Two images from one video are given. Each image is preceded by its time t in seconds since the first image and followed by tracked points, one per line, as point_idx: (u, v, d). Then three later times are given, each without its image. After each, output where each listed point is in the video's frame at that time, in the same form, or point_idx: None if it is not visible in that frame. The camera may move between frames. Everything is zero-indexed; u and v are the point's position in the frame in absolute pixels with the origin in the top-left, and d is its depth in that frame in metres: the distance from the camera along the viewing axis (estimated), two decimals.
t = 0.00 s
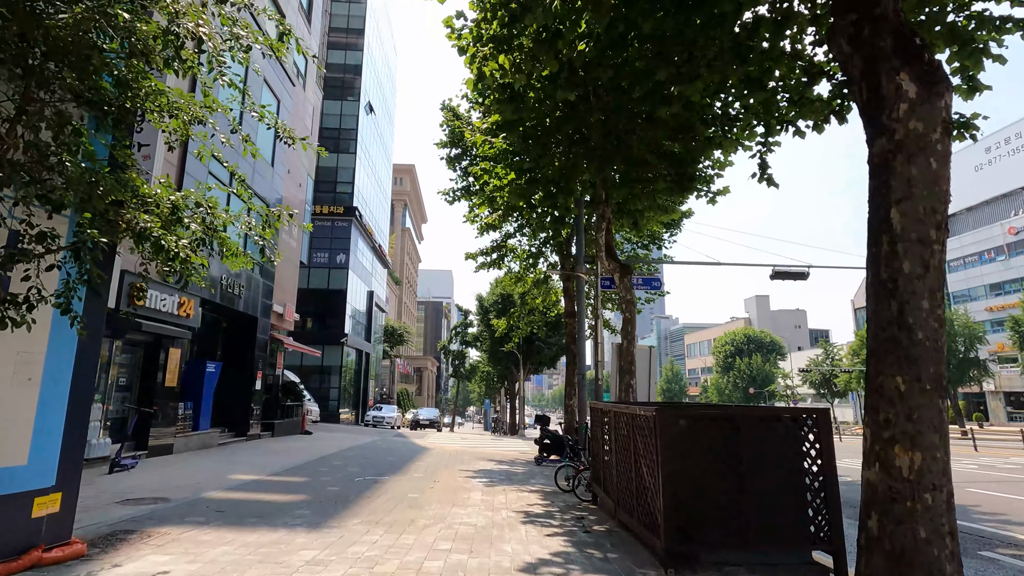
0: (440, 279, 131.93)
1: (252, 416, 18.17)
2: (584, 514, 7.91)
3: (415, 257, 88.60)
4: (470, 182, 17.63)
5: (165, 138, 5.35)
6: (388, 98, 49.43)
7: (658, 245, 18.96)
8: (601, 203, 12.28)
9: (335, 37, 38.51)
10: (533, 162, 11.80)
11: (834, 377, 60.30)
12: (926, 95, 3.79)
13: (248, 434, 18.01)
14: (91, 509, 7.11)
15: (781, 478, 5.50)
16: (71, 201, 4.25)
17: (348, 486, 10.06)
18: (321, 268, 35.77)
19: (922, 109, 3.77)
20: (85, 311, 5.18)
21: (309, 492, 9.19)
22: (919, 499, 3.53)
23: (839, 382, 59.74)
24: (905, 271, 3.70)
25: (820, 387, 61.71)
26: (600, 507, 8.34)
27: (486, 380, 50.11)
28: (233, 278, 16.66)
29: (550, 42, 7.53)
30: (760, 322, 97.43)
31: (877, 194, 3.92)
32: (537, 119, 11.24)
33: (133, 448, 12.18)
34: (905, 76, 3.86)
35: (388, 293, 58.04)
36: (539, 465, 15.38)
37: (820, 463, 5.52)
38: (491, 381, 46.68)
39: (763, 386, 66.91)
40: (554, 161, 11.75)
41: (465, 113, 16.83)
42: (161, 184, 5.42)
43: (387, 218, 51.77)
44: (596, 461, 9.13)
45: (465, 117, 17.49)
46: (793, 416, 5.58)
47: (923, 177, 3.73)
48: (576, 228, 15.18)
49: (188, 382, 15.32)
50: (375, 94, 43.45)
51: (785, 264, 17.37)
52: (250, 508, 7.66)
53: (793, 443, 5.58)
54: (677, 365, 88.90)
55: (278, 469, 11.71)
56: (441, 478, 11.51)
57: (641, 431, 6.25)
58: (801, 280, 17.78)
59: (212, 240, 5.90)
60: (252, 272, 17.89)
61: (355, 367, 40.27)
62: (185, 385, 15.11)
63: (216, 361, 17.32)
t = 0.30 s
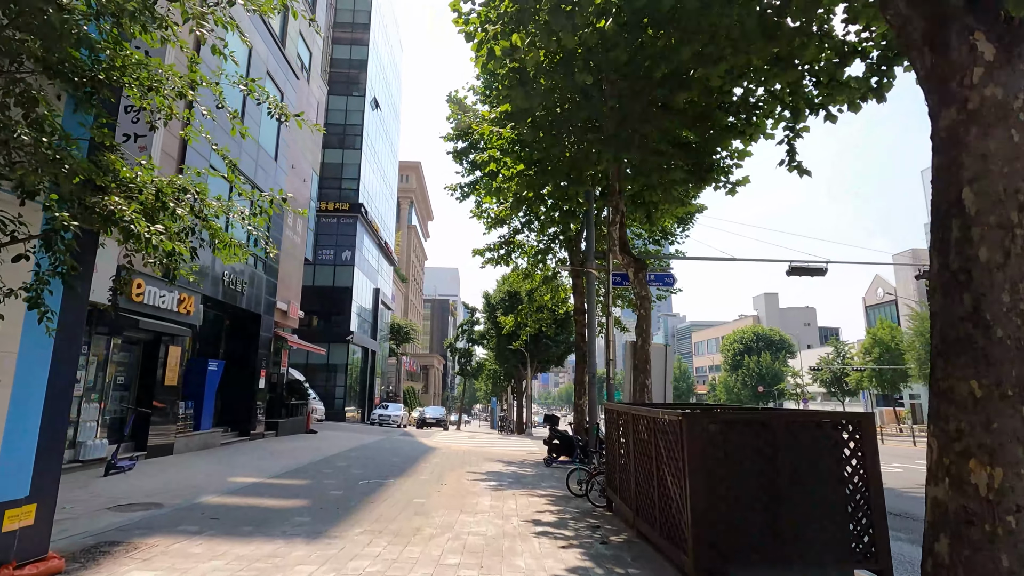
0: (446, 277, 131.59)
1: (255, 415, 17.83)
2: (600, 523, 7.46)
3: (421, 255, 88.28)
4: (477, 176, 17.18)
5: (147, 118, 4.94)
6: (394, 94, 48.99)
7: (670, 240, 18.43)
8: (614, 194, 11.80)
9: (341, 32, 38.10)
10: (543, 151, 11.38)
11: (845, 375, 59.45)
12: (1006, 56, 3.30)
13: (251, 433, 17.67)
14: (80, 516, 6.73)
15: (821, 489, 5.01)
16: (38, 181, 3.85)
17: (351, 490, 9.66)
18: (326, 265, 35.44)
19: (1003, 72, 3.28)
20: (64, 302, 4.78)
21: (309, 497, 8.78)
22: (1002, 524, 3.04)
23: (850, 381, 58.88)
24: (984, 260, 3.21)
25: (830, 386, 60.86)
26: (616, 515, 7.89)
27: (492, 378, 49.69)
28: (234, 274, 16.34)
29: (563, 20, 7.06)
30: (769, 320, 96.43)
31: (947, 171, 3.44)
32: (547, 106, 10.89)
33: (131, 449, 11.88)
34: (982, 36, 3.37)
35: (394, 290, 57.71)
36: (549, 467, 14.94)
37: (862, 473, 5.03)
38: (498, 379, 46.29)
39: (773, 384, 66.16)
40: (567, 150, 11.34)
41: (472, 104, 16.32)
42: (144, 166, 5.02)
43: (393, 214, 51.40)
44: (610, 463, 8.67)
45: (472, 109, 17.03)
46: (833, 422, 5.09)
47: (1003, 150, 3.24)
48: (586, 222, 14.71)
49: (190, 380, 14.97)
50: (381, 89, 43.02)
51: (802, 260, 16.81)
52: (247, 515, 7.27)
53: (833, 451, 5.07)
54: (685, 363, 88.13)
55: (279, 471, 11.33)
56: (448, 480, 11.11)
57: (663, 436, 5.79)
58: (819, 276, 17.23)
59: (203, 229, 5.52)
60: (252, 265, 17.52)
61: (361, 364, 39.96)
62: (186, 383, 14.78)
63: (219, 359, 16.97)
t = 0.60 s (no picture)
0: (450, 274, 131.31)
1: (254, 411, 17.48)
2: (612, 525, 7.02)
3: (424, 252, 87.90)
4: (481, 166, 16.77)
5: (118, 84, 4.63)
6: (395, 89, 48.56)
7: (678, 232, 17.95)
8: (624, 180, 11.35)
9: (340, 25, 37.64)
10: (550, 136, 11.03)
11: (853, 372, 58.73)
12: None
13: (250, 431, 17.31)
14: (60, 518, 6.33)
15: (860, 491, 4.56)
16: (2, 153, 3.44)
17: (351, 489, 9.26)
18: (328, 261, 35.07)
19: None
20: (31, 274, 4.45)
21: (306, 497, 8.40)
22: None
23: (858, 377, 58.15)
24: None
25: (837, 383, 60.16)
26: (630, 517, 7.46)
27: (496, 375, 49.26)
28: (232, 269, 16.02)
29: None
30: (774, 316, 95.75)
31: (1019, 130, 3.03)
32: (554, 92, 10.66)
33: (124, 447, 11.48)
34: None
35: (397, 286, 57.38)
36: (555, 465, 14.53)
37: (905, 474, 4.57)
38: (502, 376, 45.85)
39: (778, 381, 65.54)
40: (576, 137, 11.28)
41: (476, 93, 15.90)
42: (114, 135, 4.63)
43: (396, 210, 51.03)
44: (622, 462, 8.24)
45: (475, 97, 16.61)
46: (871, 417, 4.67)
47: None
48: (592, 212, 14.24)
49: (188, 376, 14.54)
50: (382, 83, 42.59)
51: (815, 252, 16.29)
52: (237, 517, 6.84)
53: (873, 450, 4.62)
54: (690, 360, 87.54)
55: (277, 470, 10.96)
56: (452, 479, 10.69)
57: (682, 432, 5.38)
58: (832, 268, 16.72)
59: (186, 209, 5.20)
60: (250, 258, 17.18)
61: (364, 362, 39.60)
62: (183, 379, 14.37)
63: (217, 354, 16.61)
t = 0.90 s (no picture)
0: (452, 272, 130.91)
1: (251, 413, 17.06)
2: (626, 535, 6.60)
3: (427, 251, 87.62)
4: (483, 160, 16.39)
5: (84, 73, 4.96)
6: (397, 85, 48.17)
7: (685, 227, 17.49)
8: (632, 171, 10.88)
9: (340, 21, 37.24)
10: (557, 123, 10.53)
11: (859, 369, 58.15)
12: None
13: (248, 432, 16.91)
14: (39, 528, 5.94)
15: (906, 503, 4.12)
16: None
17: (350, 494, 8.86)
18: (329, 259, 34.68)
19: None
20: None
21: (303, 502, 8.01)
22: None
23: (864, 375, 57.55)
24: None
25: (843, 380, 59.60)
26: (645, 525, 7.03)
27: (500, 374, 48.83)
28: (229, 266, 15.65)
29: None
30: (779, 313, 95.12)
31: None
32: (559, 80, 10.28)
33: (116, 450, 11.13)
34: None
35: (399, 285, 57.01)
36: (561, 466, 14.12)
37: (956, 483, 4.14)
38: (505, 375, 45.49)
39: (783, 379, 65.00)
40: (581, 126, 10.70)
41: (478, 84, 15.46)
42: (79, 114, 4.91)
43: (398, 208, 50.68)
44: (634, 466, 7.81)
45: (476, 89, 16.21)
46: (917, 420, 4.24)
47: None
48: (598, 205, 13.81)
49: (183, 377, 14.19)
50: (384, 80, 42.19)
51: (828, 247, 15.85)
52: (228, 525, 6.45)
53: (919, 457, 4.19)
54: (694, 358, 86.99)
55: (274, 473, 10.58)
56: (455, 483, 10.29)
57: (704, 437, 4.95)
58: (845, 264, 16.28)
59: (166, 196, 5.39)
60: (247, 255, 16.82)
61: (366, 361, 39.23)
62: (178, 380, 14.01)
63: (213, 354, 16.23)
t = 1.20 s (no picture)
0: (454, 270, 130.53)
1: (250, 410, 16.67)
2: (643, 539, 6.19)
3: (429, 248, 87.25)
4: (485, 151, 15.97)
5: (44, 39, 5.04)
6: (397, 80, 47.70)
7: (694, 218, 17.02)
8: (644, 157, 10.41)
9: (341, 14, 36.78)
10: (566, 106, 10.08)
11: (865, 365, 57.64)
12: None
13: (247, 430, 16.53)
14: (15, 533, 5.55)
15: (964, 507, 3.71)
16: None
17: (349, 495, 8.44)
18: (330, 255, 34.26)
19: None
20: None
21: (300, 503, 7.60)
22: None
23: (870, 371, 57.05)
24: None
25: (849, 377, 59.10)
26: (665, 529, 6.58)
27: (502, 371, 48.46)
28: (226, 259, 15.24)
29: None
30: (782, 310, 94.54)
31: None
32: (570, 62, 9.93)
33: (108, 448, 10.77)
34: None
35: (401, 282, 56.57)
36: (567, 465, 13.72)
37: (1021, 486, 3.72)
38: (508, 372, 45.06)
39: (788, 376, 64.29)
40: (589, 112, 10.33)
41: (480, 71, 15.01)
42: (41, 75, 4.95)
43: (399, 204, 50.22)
44: (650, 466, 7.36)
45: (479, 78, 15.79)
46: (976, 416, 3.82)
47: None
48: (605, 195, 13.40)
49: (179, 372, 13.81)
50: (384, 74, 41.76)
51: (842, 238, 15.38)
52: (218, 529, 6.05)
53: (978, 457, 3.77)
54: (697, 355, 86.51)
55: (272, 472, 10.19)
56: (460, 482, 9.88)
57: (732, 436, 4.52)
58: (859, 255, 15.81)
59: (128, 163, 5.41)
60: (245, 249, 16.41)
61: (368, 358, 38.86)
62: (174, 376, 13.64)
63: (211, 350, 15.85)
